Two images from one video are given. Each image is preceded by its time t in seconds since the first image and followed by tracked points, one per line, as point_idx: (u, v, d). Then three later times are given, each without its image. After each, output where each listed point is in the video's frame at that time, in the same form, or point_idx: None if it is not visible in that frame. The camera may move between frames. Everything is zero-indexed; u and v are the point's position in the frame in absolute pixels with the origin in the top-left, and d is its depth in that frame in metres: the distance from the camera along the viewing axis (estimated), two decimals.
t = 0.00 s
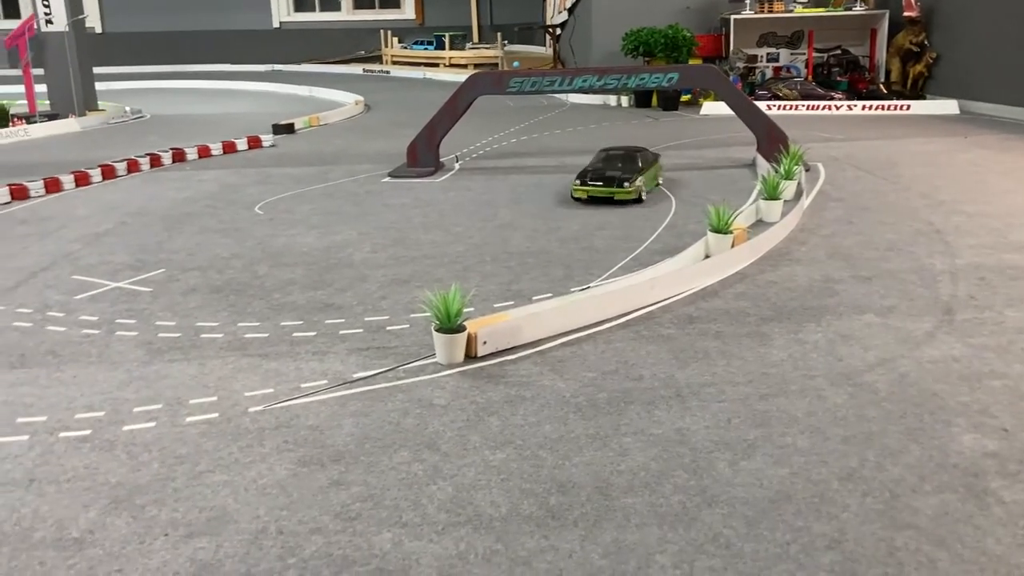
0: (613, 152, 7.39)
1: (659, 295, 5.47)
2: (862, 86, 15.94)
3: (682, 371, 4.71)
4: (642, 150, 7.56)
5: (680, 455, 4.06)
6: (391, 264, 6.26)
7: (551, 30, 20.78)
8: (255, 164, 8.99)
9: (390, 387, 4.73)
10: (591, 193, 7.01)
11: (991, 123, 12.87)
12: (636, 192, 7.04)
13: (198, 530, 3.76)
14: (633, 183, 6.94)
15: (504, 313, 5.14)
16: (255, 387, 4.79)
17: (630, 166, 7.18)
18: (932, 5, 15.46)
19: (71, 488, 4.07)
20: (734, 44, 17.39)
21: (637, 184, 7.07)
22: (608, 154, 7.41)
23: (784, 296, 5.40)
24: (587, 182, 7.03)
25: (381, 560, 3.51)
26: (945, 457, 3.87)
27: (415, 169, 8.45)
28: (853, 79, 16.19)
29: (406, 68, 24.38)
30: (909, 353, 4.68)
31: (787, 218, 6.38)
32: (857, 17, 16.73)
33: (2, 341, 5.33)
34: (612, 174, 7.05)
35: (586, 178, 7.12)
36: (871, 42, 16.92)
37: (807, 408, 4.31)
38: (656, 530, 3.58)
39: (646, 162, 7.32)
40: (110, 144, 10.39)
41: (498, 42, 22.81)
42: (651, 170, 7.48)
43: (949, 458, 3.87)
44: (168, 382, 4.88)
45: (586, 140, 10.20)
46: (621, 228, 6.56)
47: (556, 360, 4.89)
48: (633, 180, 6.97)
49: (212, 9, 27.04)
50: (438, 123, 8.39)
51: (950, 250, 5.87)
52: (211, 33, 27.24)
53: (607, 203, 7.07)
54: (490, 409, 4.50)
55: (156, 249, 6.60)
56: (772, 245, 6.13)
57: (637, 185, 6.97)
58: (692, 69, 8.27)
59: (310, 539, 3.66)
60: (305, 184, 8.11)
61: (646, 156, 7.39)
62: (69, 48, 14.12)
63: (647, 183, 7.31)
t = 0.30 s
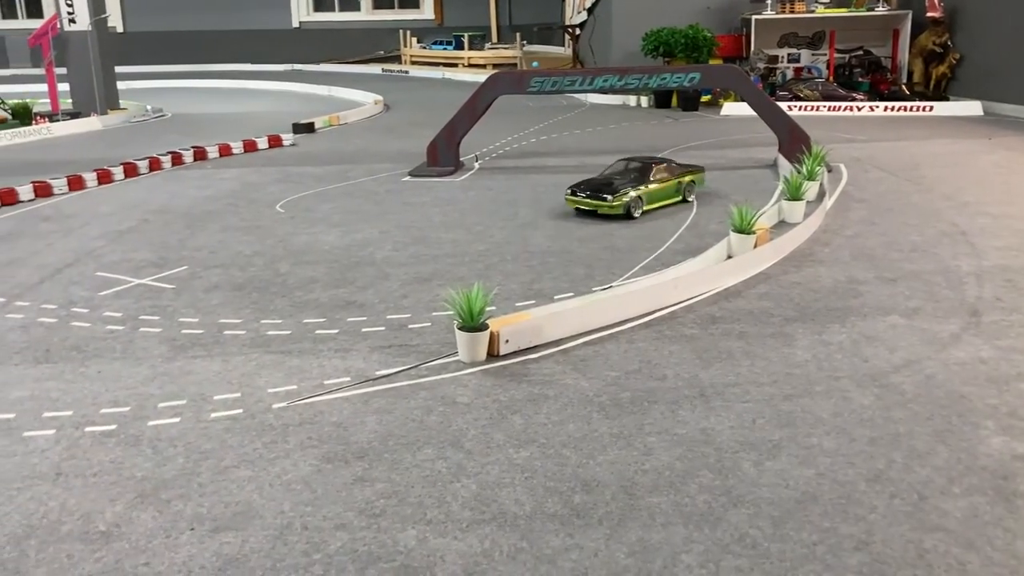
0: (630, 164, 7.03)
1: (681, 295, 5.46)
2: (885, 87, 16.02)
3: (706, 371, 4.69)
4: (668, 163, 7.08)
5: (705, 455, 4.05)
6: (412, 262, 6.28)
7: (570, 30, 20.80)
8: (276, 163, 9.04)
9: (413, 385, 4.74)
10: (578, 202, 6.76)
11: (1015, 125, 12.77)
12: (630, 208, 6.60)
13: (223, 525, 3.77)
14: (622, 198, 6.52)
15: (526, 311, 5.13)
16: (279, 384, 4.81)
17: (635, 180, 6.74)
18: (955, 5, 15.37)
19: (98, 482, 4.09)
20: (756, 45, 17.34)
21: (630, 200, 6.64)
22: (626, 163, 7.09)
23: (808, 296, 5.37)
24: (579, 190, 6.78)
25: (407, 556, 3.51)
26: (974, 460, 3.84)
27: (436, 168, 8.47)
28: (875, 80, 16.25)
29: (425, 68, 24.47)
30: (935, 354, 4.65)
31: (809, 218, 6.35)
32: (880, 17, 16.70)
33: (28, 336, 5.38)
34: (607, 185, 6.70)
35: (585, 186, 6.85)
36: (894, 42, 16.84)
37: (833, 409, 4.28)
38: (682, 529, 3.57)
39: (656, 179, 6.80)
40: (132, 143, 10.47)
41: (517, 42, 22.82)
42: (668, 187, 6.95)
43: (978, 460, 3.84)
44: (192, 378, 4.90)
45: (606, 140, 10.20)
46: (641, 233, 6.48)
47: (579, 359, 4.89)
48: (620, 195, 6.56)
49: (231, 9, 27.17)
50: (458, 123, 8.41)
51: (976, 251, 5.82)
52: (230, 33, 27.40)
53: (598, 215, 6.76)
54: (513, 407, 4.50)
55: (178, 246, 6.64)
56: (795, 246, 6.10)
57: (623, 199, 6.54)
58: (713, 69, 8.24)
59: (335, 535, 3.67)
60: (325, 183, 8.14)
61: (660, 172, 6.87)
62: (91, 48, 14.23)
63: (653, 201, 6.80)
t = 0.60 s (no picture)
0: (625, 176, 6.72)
1: (703, 297, 5.45)
2: (907, 90, 15.91)
3: (729, 373, 4.68)
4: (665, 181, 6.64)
5: (730, 457, 4.04)
6: (433, 262, 6.30)
7: (590, 31, 20.80)
8: (297, 163, 9.09)
9: (436, 384, 4.76)
10: (558, 210, 6.69)
11: None
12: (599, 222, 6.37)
13: (248, 521, 3.79)
14: (585, 212, 6.33)
15: (548, 312, 5.14)
16: (303, 382, 4.84)
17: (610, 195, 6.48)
18: (980, 8, 15.29)
19: (124, 477, 4.13)
20: (777, 47, 17.32)
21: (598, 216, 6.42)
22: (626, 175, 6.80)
23: (831, 299, 5.35)
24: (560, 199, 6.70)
25: (431, 555, 3.52)
26: (1001, 464, 3.81)
27: (456, 169, 8.50)
28: (897, 83, 16.22)
29: (445, 70, 24.55)
30: (961, 358, 4.62)
31: (832, 221, 6.33)
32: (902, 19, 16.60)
33: (55, 333, 5.44)
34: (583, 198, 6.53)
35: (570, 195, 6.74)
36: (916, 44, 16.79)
37: (857, 412, 4.26)
38: (707, 531, 3.56)
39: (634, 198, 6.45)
40: (156, 142, 10.57)
41: (537, 44, 22.84)
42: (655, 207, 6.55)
43: (1006, 465, 3.81)
44: (216, 375, 4.94)
45: (626, 141, 10.20)
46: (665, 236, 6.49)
47: (602, 361, 4.88)
48: (583, 209, 6.37)
49: (251, 10, 27.31)
50: (479, 124, 8.43)
51: (1001, 255, 5.78)
52: (250, 34, 27.58)
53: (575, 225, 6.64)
54: (535, 407, 4.51)
55: (201, 244, 6.70)
56: (817, 249, 6.08)
57: (583, 215, 6.34)
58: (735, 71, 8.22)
59: (359, 532, 3.69)
60: (346, 183, 8.17)
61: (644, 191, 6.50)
62: (116, 48, 14.36)
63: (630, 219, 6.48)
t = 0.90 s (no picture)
0: (613, 190, 6.48)
1: (728, 300, 5.43)
2: (932, 93, 15.65)
3: (755, 376, 4.65)
4: (640, 199, 6.32)
5: (756, 460, 4.01)
6: (456, 263, 6.32)
7: (611, 33, 20.80)
8: (320, 163, 9.14)
9: (459, 384, 4.77)
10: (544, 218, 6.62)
11: None
12: (556, 236, 6.25)
13: (274, 519, 3.81)
14: (541, 224, 6.30)
15: (572, 313, 5.13)
16: (327, 381, 4.86)
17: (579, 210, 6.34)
18: (1008, 11, 15.30)
19: (150, 474, 4.16)
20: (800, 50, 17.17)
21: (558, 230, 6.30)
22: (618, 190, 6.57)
23: (857, 303, 5.32)
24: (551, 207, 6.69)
25: (457, 555, 3.52)
26: None
27: (478, 170, 8.53)
28: (922, 86, 15.92)
29: (467, 71, 24.66)
30: (989, 363, 4.58)
31: (857, 224, 6.30)
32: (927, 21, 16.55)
33: (81, 330, 5.49)
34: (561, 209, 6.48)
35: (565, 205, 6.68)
36: (942, 47, 16.64)
37: (885, 416, 4.23)
38: (733, 534, 3.54)
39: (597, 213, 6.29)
40: (180, 142, 10.66)
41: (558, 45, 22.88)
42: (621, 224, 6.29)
43: None
44: (241, 374, 4.96)
45: (647, 144, 10.19)
46: (686, 241, 6.46)
47: (626, 363, 4.87)
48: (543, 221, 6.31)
49: (272, 12, 27.47)
50: (501, 125, 8.44)
51: None
52: (271, 36, 27.76)
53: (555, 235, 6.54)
54: (559, 409, 4.50)
55: (225, 244, 6.74)
56: (842, 253, 6.05)
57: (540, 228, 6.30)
58: (760, 74, 8.19)
59: (385, 531, 3.69)
60: (368, 184, 8.21)
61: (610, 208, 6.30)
62: (140, 48, 14.50)
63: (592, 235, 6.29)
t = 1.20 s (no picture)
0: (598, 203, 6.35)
1: (756, 303, 5.42)
2: (960, 96, 15.53)
3: (784, 379, 4.64)
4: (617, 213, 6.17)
5: (786, 463, 4.01)
6: (483, 264, 6.35)
7: (634, 36, 20.80)
8: (348, 164, 9.22)
9: (488, 384, 4.79)
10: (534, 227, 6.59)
11: None
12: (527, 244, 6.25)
13: (306, 516, 3.85)
14: (515, 232, 6.35)
15: (600, 315, 5.14)
16: (356, 380, 4.90)
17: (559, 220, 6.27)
18: None
19: (184, 470, 4.21)
20: (827, 52, 17.23)
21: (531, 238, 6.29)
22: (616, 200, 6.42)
23: (886, 307, 5.30)
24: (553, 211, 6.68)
25: (488, 553, 3.54)
26: None
27: (503, 172, 8.56)
28: (949, 88, 15.75)
29: (490, 74, 24.72)
30: (1022, 368, 4.54)
31: (886, 228, 6.28)
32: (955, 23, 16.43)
33: (113, 327, 5.57)
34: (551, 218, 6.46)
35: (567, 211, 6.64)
36: (971, 50, 16.56)
37: (916, 420, 4.21)
38: (764, 537, 3.54)
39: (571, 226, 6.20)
40: (208, 143, 10.78)
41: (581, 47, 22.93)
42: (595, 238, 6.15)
43: None
44: (271, 372, 5.01)
45: (672, 146, 10.19)
46: (711, 243, 6.45)
47: (654, 364, 4.88)
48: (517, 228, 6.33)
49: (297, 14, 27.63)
50: (527, 127, 8.46)
51: None
52: (294, 37, 27.94)
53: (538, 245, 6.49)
54: (588, 410, 4.51)
55: (253, 243, 6.80)
56: (870, 256, 6.03)
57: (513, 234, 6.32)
58: (787, 76, 8.19)
59: (416, 529, 3.72)
60: (394, 185, 8.26)
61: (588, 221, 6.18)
62: (169, 49, 14.66)
63: (561, 247, 6.21)
